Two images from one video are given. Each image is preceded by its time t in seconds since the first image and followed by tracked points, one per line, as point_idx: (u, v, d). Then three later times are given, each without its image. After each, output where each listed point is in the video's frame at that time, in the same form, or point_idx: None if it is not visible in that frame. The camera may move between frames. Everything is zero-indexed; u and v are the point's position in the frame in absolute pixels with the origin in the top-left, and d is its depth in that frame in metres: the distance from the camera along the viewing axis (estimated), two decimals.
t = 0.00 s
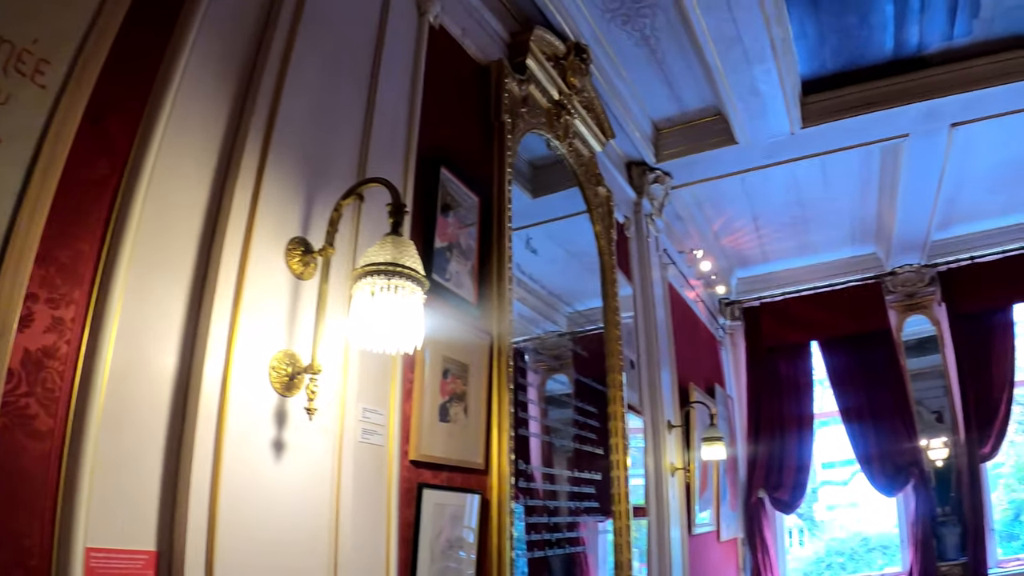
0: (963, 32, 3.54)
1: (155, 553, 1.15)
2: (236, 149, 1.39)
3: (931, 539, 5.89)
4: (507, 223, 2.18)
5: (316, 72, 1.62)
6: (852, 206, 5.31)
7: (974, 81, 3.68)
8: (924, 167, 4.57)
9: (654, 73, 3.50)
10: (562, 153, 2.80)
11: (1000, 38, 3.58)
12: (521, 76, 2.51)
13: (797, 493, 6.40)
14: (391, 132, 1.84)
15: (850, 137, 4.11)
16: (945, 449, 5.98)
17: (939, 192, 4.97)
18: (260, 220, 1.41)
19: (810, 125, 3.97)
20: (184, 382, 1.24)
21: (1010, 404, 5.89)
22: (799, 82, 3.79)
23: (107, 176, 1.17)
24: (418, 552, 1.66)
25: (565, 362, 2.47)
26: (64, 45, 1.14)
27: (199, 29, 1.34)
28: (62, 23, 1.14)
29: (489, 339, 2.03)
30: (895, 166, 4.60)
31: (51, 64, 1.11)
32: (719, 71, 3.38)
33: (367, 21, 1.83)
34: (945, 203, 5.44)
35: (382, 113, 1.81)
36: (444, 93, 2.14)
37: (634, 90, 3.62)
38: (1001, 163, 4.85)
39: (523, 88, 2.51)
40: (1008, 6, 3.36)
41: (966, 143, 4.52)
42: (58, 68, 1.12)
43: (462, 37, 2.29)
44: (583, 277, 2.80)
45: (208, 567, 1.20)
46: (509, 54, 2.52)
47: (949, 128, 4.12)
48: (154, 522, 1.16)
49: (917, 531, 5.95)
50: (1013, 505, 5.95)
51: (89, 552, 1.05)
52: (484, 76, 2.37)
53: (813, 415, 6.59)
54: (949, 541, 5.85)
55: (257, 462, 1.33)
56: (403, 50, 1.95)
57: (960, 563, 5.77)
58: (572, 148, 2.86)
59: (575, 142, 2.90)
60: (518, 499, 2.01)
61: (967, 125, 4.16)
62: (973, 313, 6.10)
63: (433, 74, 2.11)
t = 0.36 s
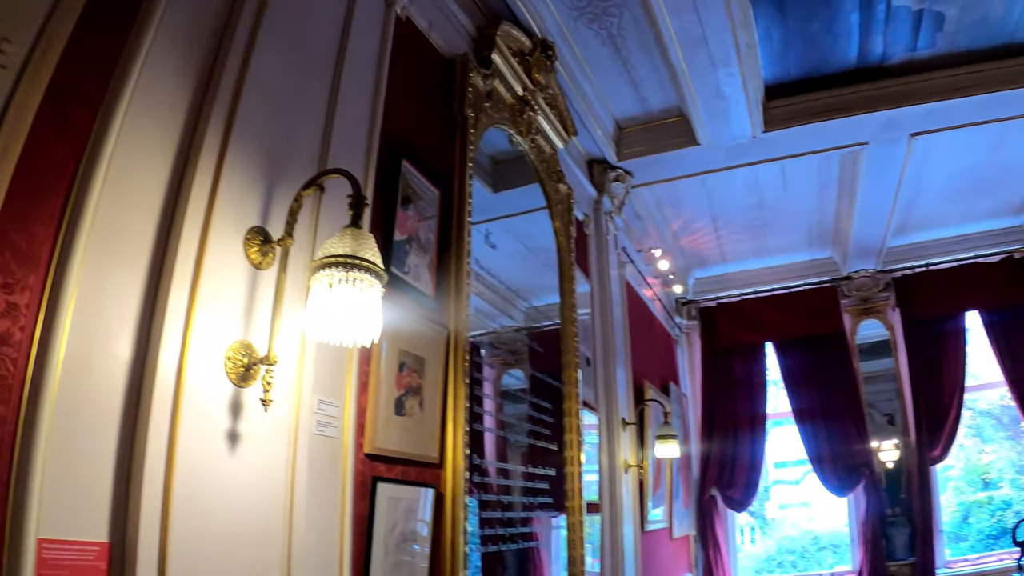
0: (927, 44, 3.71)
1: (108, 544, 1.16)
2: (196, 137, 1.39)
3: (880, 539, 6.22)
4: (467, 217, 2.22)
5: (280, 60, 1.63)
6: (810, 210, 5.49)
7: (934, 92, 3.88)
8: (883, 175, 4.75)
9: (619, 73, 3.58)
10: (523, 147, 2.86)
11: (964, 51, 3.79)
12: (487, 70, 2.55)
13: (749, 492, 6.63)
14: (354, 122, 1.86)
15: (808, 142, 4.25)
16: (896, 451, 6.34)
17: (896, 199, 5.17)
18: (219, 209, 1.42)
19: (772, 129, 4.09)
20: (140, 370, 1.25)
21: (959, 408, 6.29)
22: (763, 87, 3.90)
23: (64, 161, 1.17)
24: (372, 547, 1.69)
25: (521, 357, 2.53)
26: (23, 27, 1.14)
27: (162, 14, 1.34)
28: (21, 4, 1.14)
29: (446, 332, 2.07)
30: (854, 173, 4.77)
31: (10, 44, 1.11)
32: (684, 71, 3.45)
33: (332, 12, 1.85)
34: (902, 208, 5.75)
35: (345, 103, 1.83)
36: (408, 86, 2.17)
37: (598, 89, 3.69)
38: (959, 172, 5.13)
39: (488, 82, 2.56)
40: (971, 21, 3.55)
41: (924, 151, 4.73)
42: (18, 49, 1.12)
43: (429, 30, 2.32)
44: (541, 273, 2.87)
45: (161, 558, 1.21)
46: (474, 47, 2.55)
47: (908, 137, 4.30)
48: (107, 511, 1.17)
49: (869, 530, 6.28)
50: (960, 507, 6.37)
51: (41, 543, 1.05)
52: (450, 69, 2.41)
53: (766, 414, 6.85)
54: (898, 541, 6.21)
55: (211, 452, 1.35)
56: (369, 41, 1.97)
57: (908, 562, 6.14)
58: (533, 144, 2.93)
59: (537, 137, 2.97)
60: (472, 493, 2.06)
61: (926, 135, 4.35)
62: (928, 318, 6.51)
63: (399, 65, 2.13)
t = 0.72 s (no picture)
0: (896, 44, 3.82)
1: (70, 532, 1.16)
2: (164, 117, 1.38)
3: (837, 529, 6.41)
4: (435, 203, 2.24)
5: (250, 40, 1.63)
6: (775, 203, 5.61)
7: (901, 92, 4.00)
8: (849, 172, 4.89)
9: (590, 63, 3.63)
10: (492, 133, 2.89)
11: (933, 51, 3.91)
12: (458, 55, 2.57)
13: (709, 481, 6.78)
14: (324, 104, 1.86)
15: (774, 137, 4.35)
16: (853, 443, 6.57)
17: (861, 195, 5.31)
18: (185, 190, 1.41)
19: (739, 123, 4.17)
20: (103, 352, 1.25)
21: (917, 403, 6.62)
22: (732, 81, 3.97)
23: (28, 139, 1.16)
24: (336, 535, 1.71)
25: (483, 344, 2.56)
26: None
27: None
28: None
29: (412, 318, 2.09)
30: (820, 168, 4.89)
31: None
32: (653, 61, 3.49)
33: None
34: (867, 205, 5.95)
35: (315, 85, 1.83)
36: (379, 69, 2.18)
37: (569, 78, 3.73)
38: (923, 170, 5.32)
39: (459, 67, 2.58)
40: (941, 23, 3.65)
41: (890, 148, 4.88)
42: None
43: (401, 13, 2.33)
44: (505, 260, 2.90)
45: (126, 546, 1.22)
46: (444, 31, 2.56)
47: (875, 135, 4.42)
48: (69, 495, 1.16)
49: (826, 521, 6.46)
50: (917, 499, 6.92)
51: (3, 532, 1.04)
52: (421, 52, 2.43)
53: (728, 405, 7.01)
54: (856, 532, 6.42)
55: (176, 436, 1.35)
56: (340, 23, 1.97)
57: (864, 552, 6.35)
58: (501, 130, 2.96)
59: (506, 123, 3.01)
60: (434, 480, 2.09)
61: (891, 133, 4.48)
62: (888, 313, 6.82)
63: (369, 49, 2.14)
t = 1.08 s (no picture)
0: (870, 43, 3.91)
1: (37, 522, 1.15)
2: (136, 98, 1.37)
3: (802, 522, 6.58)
4: (408, 191, 2.24)
5: (225, 20, 1.62)
6: (744, 197, 5.71)
7: (872, 91, 4.11)
8: (820, 169, 5.00)
9: (566, 54, 3.66)
10: (465, 121, 2.91)
11: (908, 51, 4.01)
12: (434, 41, 2.58)
13: (675, 473, 6.90)
14: (298, 88, 1.86)
15: (745, 132, 4.43)
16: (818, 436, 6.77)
17: (831, 191, 5.43)
18: (157, 173, 1.41)
19: (712, 117, 4.23)
20: (72, 335, 1.24)
21: (881, 399, 6.86)
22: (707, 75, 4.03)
23: None
24: (306, 525, 1.73)
25: (451, 332, 2.58)
26: None
27: None
28: None
29: (383, 305, 2.11)
30: (792, 164, 4.99)
31: None
32: (629, 54, 3.53)
33: None
34: (836, 202, 6.08)
35: (290, 68, 1.83)
36: (354, 54, 2.18)
37: (544, 69, 3.76)
38: (891, 169, 5.48)
39: (434, 54, 2.58)
40: (916, 23, 3.75)
41: (861, 146, 4.99)
42: None
43: None
44: (474, 248, 2.93)
45: (94, 533, 1.22)
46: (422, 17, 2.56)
47: (846, 132, 4.53)
48: (36, 484, 1.16)
49: (792, 514, 6.65)
50: (880, 492, 7.11)
51: None
52: (396, 39, 2.44)
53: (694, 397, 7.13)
54: (822, 524, 6.65)
55: (145, 423, 1.35)
56: (316, 6, 1.97)
57: (829, 543, 6.58)
58: (475, 118, 2.98)
59: (480, 112, 3.02)
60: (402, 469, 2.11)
61: (863, 131, 4.58)
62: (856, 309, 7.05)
63: (344, 34, 2.13)
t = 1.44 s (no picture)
0: (851, 36, 3.97)
1: (14, 504, 1.14)
2: (116, 74, 1.36)
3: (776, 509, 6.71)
4: (388, 174, 2.25)
5: None
6: (722, 186, 5.77)
7: (850, 83, 4.18)
8: (796, 159, 5.07)
9: (548, 39, 3.67)
10: (446, 104, 2.92)
11: (888, 45, 4.08)
12: (416, 23, 2.58)
13: (649, 460, 7.00)
14: (280, 67, 1.86)
15: (724, 121, 4.48)
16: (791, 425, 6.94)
17: (809, 181, 5.51)
18: (136, 151, 1.40)
19: (692, 105, 4.27)
20: (49, 315, 1.22)
21: (855, 389, 7.02)
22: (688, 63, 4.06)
23: None
24: (285, 508, 1.75)
25: (428, 316, 2.60)
26: None
27: None
28: None
29: (363, 286, 2.12)
30: (770, 154, 5.05)
31: None
32: (611, 41, 3.56)
33: None
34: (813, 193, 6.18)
35: (272, 47, 1.83)
36: (337, 33, 2.18)
37: (525, 53, 3.77)
38: (868, 161, 5.57)
39: (417, 36, 2.58)
40: (897, 18, 3.81)
41: (840, 138, 5.07)
42: None
43: None
44: (452, 233, 2.95)
45: (71, 515, 1.21)
46: None
47: (825, 124, 4.60)
48: (15, 465, 1.14)
49: (765, 500, 6.77)
50: (851, 482, 7.29)
51: None
52: (378, 19, 2.43)
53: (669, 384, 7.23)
54: (794, 511, 6.76)
55: (123, 402, 1.35)
56: None
57: (802, 530, 6.71)
58: (455, 101, 2.99)
59: (461, 95, 3.03)
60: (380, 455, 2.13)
61: (841, 123, 4.66)
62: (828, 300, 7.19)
63: (326, 12, 2.13)
